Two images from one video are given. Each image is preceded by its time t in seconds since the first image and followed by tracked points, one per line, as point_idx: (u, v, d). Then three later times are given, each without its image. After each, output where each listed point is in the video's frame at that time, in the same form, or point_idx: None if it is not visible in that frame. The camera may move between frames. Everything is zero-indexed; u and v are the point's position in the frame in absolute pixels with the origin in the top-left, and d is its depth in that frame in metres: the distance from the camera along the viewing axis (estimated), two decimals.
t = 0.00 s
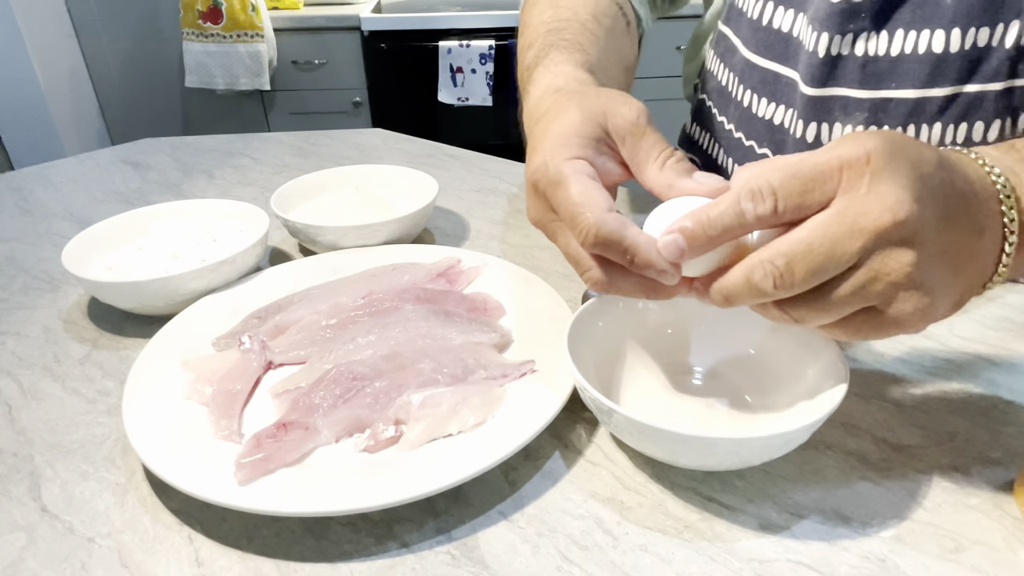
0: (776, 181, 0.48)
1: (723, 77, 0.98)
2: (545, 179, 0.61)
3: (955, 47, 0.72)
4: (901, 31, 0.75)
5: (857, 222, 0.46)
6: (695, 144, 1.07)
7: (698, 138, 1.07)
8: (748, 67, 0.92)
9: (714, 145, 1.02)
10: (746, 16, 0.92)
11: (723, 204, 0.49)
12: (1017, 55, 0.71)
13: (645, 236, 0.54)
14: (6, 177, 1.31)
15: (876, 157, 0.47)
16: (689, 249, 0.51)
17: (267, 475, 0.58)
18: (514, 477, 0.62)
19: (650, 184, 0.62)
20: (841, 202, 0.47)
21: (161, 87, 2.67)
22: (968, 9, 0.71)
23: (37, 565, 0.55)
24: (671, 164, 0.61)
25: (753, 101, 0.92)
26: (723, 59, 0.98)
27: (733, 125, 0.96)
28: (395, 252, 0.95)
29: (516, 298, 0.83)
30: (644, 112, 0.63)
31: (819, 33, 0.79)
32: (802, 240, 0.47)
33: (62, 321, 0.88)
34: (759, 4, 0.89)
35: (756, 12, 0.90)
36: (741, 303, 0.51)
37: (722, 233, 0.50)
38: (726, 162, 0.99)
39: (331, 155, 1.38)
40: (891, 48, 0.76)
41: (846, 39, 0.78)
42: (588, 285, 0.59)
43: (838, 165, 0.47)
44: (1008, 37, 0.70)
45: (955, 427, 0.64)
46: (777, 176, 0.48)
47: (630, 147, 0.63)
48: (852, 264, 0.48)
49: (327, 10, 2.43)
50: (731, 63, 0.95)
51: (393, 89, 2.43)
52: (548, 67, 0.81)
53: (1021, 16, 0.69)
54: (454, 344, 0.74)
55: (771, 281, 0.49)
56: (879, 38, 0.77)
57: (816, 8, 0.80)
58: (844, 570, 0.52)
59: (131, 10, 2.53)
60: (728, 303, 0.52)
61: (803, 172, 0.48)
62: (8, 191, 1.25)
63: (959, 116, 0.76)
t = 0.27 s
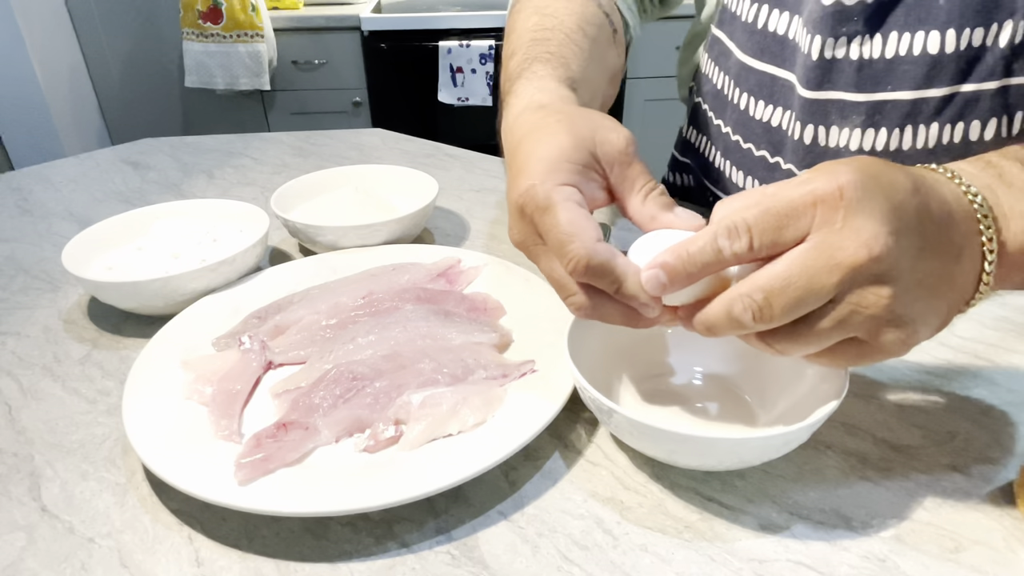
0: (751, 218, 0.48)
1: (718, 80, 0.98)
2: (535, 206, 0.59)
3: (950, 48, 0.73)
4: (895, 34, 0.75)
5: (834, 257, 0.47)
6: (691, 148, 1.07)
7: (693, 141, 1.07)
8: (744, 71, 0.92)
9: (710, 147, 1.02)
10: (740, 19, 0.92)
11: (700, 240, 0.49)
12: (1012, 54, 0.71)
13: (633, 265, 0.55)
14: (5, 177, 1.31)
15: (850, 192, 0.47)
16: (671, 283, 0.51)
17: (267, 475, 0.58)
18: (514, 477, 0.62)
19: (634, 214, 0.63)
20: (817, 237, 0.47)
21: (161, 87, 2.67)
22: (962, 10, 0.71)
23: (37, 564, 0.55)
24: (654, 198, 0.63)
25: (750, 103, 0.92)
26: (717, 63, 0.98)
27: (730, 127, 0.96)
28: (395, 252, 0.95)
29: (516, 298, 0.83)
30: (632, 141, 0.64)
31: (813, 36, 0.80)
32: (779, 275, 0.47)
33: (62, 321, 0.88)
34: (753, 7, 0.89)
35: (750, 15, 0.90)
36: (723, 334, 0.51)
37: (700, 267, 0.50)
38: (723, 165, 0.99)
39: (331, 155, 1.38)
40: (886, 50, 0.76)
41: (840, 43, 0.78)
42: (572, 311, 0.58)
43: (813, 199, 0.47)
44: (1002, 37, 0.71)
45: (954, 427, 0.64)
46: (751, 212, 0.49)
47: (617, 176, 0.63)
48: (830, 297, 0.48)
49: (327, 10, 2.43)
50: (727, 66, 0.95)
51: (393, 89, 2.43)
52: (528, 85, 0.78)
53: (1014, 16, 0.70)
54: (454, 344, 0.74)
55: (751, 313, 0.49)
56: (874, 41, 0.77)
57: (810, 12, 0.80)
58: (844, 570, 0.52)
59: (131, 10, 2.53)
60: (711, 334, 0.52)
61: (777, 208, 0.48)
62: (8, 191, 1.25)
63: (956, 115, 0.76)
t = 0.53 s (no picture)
0: (758, 218, 0.48)
1: (710, 85, 0.98)
2: (560, 190, 0.57)
3: (944, 49, 0.73)
4: (889, 35, 0.76)
5: (852, 245, 0.45)
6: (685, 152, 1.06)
7: (687, 145, 1.06)
8: (737, 76, 0.91)
9: (704, 152, 1.01)
10: (733, 24, 0.92)
11: (708, 243, 0.50)
12: (1004, 54, 0.71)
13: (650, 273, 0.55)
14: (5, 177, 1.31)
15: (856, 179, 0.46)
16: (686, 290, 0.52)
17: (267, 474, 0.58)
18: (514, 477, 0.62)
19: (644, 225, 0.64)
20: (830, 230, 0.46)
21: (161, 87, 2.67)
22: (955, 10, 0.71)
23: (37, 564, 0.55)
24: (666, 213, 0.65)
25: (743, 108, 0.92)
26: (709, 68, 0.98)
27: (724, 133, 0.96)
28: (395, 252, 0.95)
29: (515, 298, 0.83)
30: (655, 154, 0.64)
31: (808, 40, 0.80)
32: (797, 272, 0.46)
33: (62, 321, 0.88)
34: (745, 11, 0.89)
35: (742, 20, 0.90)
36: (748, 342, 0.50)
37: (714, 273, 0.50)
38: (719, 170, 0.99)
39: (331, 155, 1.38)
40: (880, 51, 0.77)
41: (836, 45, 0.79)
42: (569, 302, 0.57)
43: (820, 192, 0.47)
44: (995, 36, 0.71)
45: (954, 427, 0.64)
46: (757, 213, 0.49)
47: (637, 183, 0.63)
48: (856, 289, 0.46)
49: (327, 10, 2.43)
50: (719, 71, 0.95)
51: (393, 89, 2.43)
52: (548, 73, 0.76)
53: (1007, 15, 0.70)
54: (454, 344, 0.74)
55: (775, 316, 0.48)
56: (868, 42, 0.77)
57: (805, 15, 0.80)
58: (843, 570, 0.52)
59: (131, 10, 2.53)
60: (736, 343, 0.51)
61: (784, 204, 0.48)
62: (8, 191, 1.25)
63: (951, 116, 0.76)
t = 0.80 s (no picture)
0: (793, 185, 0.47)
1: (708, 85, 0.97)
2: (633, 144, 0.53)
3: (945, 48, 0.73)
4: (891, 35, 0.76)
5: (905, 195, 0.44)
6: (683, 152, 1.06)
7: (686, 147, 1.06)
8: (736, 77, 0.91)
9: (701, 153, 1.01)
10: (733, 25, 0.91)
11: (739, 221, 0.48)
12: (1006, 53, 0.71)
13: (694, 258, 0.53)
14: (5, 177, 1.31)
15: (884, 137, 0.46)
16: (727, 275, 0.50)
17: (267, 474, 0.58)
18: (514, 477, 0.62)
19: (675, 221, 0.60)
20: (874, 186, 0.45)
21: (161, 87, 2.67)
22: (956, 10, 0.71)
23: (37, 564, 0.55)
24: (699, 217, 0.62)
25: (743, 109, 0.92)
26: (708, 69, 0.97)
27: (724, 134, 0.95)
28: (395, 252, 0.95)
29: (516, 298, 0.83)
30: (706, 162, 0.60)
31: (811, 40, 0.79)
32: (855, 231, 0.44)
33: (62, 321, 0.88)
34: (745, 12, 0.89)
35: (742, 21, 0.90)
36: (817, 321, 0.46)
37: (755, 251, 0.48)
38: (720, 171, 0.99)
39: (331, 155, 1.38)
40: (882, 51, 0.77)
41: (838, 45, 0.78)
42: (591, 260, 0.53)
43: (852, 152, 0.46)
44: (996, 36, 0.71)
45: (954, 427, 0.64)
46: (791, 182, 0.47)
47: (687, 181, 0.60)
48: (917, 242, 0.44)
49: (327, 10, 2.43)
50: (718, 71, 0.95)
51: (393, 89, 2.43)
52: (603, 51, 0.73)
53: (1009, 14, 0.70)
54: (454, 344, 0.74)
55: (844, 282, 0.44)
56: (870, 41, 0.77)
57: (806, 15, 0.80)
58: (843, 570, 0.52)
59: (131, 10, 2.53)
60: (803, 327, 0.47)
61: (820, 169, 0.46)
62: (8, 191, 1.25)
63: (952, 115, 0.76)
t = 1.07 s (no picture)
0: (820, 168, 0.46)
1: (713, 82, 0.98)
2: (677, 101, 0.53)
3: (950, 46, 0.73)
4: (895, 32, 0.75)
5: (932, 173, 0.44)
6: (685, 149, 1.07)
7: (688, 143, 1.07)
8: (740, 73, 0.92)
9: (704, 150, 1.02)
10: (737, 21, 0.92)
11: (765, 206, 0.48)
12: (1011, 52, 0.72)
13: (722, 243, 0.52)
14: (5, 177, 1.31)
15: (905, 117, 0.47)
16: (755, 262, 0.49)
17: (267, 474, 0.58)
18: (514, 477, 0.62)
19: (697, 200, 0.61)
20: (899, 166, 0.45)
21: (161, 87, 2.67)
22: (961, 8, 0.71)
23: (37, 565, 0.55)
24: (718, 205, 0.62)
25: (746, 106, 0.92)
26: (713, 65, 0.98)
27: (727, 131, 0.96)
28: (395, 252, 0.95)
29: (516, 298, 0.83)
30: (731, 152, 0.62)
31: (816, 37, 0.79)
32: (883, 211, 0.44)
33: (63, 321, 0.88)
34: (749, 8, 0.89)
35: (746, 17, 0.90)
36: (846, 301, 0.47)
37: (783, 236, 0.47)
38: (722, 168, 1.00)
39: (331, 155, 1.38)
40: (887, 48, 0.77)
41: (843, 41, 0.78)
42: (624, 214, 0.51)
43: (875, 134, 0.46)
44: (1001, 34, 0.71)
45: (954, 427, 0.64)
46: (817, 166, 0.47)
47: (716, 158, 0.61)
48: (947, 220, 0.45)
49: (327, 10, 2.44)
50: (722, 68, 0.95)
51: (393, 89, 2.43)
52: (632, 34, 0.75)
53: (1013, 13, 0.70)
54: (454, 344, 0.74)
55: (876, 262, 0.44)
56: (874, 38, 0.77)
57: (811, 12, 0.80)
58: (843, 570, 0.52)
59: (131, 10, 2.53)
60: (832, 308, 0.47)
61: (845, 152, 0.46)
62: (8, 191, 1.25)
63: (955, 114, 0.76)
